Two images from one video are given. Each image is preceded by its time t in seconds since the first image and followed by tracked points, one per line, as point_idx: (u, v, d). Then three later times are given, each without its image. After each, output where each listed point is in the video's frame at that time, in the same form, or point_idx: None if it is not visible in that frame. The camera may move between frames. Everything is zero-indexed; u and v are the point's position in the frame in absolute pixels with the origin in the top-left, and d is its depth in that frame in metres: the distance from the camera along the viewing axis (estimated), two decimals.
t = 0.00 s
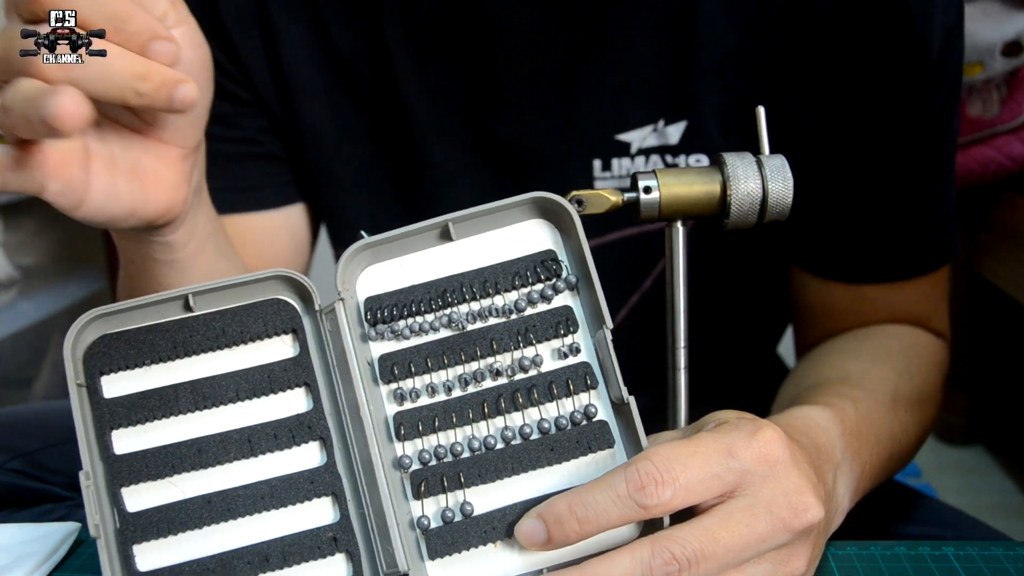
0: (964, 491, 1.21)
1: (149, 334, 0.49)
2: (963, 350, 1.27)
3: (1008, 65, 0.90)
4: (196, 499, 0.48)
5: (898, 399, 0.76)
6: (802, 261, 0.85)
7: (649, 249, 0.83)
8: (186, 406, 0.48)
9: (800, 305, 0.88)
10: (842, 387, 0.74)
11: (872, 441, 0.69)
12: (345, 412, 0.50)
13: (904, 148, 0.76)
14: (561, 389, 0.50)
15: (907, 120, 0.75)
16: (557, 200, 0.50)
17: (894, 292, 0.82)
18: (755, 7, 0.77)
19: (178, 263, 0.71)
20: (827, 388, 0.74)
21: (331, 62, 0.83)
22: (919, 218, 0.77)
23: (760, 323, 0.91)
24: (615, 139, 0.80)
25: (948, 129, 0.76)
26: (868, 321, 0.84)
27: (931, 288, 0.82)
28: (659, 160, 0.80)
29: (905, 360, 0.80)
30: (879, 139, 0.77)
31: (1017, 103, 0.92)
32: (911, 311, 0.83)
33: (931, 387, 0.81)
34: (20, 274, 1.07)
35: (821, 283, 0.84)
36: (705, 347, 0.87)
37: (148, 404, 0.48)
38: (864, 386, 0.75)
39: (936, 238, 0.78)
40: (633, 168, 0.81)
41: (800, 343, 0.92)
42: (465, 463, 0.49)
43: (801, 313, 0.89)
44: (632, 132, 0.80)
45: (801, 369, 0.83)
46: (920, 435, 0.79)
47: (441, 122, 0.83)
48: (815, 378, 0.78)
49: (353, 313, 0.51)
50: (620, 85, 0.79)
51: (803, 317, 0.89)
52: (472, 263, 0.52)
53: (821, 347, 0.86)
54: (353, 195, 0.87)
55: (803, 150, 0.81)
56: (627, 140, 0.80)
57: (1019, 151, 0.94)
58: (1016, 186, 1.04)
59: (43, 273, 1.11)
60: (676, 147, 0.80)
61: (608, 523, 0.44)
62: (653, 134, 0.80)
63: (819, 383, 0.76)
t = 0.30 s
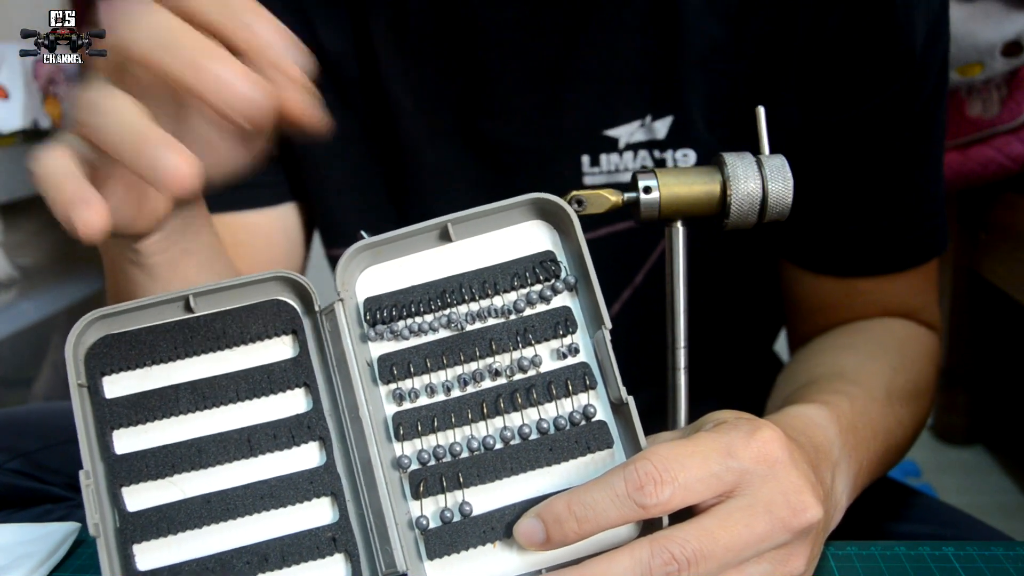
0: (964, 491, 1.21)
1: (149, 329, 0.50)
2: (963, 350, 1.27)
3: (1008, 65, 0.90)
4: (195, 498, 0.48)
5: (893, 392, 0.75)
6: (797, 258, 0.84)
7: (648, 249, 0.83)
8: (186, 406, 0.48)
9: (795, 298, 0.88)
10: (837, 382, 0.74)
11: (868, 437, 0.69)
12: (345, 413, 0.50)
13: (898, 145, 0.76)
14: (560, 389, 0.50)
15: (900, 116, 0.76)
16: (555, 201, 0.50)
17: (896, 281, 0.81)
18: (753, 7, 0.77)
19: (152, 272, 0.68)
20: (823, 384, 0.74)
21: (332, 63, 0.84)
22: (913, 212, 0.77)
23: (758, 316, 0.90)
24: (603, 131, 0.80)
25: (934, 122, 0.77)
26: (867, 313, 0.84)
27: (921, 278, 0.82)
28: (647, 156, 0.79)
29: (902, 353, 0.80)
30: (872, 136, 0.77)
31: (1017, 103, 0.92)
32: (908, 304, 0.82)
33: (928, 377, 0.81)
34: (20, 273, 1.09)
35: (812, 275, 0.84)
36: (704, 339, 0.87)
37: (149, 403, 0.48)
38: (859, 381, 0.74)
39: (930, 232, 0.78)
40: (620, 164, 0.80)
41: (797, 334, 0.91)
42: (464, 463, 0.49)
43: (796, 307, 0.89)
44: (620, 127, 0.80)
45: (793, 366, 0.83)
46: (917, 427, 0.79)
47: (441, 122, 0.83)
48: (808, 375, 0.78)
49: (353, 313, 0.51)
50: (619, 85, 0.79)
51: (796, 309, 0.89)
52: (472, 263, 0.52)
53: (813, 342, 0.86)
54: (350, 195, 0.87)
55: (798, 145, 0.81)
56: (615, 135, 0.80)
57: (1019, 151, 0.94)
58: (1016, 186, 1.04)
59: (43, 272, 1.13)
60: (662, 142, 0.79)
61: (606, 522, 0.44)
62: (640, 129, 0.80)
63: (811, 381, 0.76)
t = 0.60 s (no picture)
0: (965, 491, 1.21)
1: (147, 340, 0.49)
2: (963, 350, 1.26)
3: (1008, 65, 0.90)
4: (200, 486, 0.48)
5: (896, 396, 0.75)
6: (800, 266, 0.84)
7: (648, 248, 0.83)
8: (193, 395, 0.48)
9: (797, 306, 0.88)
10: (840, 387, 0.74)
11: (871, 445, 0.69)
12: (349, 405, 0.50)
13: (908, 152, 0.76)
14: (565, 385, 0.50)
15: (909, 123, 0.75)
16: (563, 198, 0.50)
17: (902, 290, 0.81)
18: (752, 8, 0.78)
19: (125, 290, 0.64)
20: (826, 389, 0.74)
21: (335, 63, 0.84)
22: (919, 224, 0.77)
23: (758, 324, 0.90)
24: (610, 137, 0.80)
25: (942, 134, 0.77)
26: (873, 320, 0.83)
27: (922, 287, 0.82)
28: (655, 161, 0.79)
29: (905, 359, 0.80)
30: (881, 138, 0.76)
31: (1017, 103, 0.92)
32: (911, 313, 0.82)
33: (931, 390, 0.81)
34: (20, 274, 1.13)
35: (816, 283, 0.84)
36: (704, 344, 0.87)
37: (157, 391, 0.48)
38: (861, 386, 0.75)
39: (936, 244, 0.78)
40: (629, 169, 0.80)
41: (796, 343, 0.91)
42: (468, 457, 0.49)
43: (797, 316, 0.88)
44: (627, 132, 0.80)
45: (795, 369, 0.83)
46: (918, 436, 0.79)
47: (442, 122, 0.83)
48: (810, 379, 0.78)
49: (359, 304, 0.51)
50: (620, 85, 0.79)
51: (798, 318, 0.88)
52: (479, 258, 0.52)
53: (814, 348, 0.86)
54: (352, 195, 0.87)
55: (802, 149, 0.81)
56: (623, 141, 0.80)
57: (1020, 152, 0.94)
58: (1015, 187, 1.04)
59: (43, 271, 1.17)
60: (671, 148, 0.79)
61: (610, 518, 0.44)
62: (647, 135, 0.80)
63: (815, 384, 0.76)
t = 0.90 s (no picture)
0: (964, 491, 1.21)
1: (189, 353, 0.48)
2: (963, 350, 1.27)
3: (1008, 65, 0.90)
4: (194, 482, 0.48)
5: (896, 408, 0.76)
6: (801, 274, 0.84)
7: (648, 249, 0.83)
8: (187, 388, 0.49)
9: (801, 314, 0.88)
10: (840, 394, 0.74)
11: (870, 449, 0.69)
12: (350, 403, 0.50)
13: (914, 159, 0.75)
14: (570, 386, 0.50)
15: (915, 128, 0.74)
16: (571, 199, 0.50)
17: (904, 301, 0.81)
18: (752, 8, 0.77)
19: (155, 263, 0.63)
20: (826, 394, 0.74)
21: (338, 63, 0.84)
22: (925, 235, 0.76)
23: (761, 326, 0.91)
24: (620, 147, 0.81)
25: (951, 144, 0.76)
26: (875, 329, 0.84)
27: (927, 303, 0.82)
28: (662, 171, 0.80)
29: (908, 370, 0.80)
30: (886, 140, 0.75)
31: (1017, 103, 0.92)
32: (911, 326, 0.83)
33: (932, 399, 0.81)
34: (20, 273, 1.13)
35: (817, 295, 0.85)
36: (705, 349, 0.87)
37: (152, 382, 0.48)
38: (860, 394, 0.75)
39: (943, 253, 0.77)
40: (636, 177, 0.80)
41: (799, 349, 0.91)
42: (471, 457, 0.49)
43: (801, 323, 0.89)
44: (637, 142, 0.80)
45: (798, 375, 0.84)
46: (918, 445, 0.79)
47: (442, 123, 0.83)
48: (810, 386, 0.78)
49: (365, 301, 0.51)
50: (620, 85, 0.79)
51: (801, 325, 0.89)
52: (485, 258, 0.52)
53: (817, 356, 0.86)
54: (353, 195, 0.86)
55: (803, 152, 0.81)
56: (632, 151, 0.81)
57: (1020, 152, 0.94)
58: (1015, 186, 1.04)
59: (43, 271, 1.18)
60: (680, 159, 0.80)
61: (614, 521, 0.44)
62: (658, 144, 0.81)
63: (812, 393, 0.76)
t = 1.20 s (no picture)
0: (964, 490, 1.21)
1: (203, 344, 0.47)
2: (963, 350, 1.27)
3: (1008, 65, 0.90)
4: (178, 463, 0.48)
5: (890, 407, 0.76)
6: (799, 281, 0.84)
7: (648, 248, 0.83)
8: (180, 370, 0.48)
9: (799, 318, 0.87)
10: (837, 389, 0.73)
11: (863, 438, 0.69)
12: (337, 396, 0.50)
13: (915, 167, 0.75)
14: (554, 402, 0.50)
15: (913, 134, 0.74)
16: (573, 212, 0.49)
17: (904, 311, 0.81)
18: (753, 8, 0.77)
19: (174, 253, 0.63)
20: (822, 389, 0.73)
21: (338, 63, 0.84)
22: (925, 238, 0.76)
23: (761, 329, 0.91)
24: (626, 158, 0.81)
25: (953, 145, 0.76)
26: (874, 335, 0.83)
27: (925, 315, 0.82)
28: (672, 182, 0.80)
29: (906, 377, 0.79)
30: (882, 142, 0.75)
31: (1017, 103, 0.92)
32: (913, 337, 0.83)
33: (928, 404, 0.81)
34: (21, 273, 1.15)
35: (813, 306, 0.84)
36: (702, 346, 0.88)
37: (145, 361, 0.48)
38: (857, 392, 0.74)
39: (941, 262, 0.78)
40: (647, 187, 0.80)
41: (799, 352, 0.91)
42: (450, 463, 0.49)
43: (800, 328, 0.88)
44: (645, 153, 0.80)
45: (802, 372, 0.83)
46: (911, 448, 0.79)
47: (442, 122, 0.83)
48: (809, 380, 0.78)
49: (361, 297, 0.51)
50: (620, 86, 0.79)
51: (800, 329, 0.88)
52: (481, 265, 0.51)
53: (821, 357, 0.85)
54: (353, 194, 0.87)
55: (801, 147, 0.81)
56: (640, 160, 0.80)
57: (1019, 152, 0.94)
58: (1015, 186, 1.04)
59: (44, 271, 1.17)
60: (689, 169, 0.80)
61: (569, 530, 0.44)
62: (664, 155, 0.81)
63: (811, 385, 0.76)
